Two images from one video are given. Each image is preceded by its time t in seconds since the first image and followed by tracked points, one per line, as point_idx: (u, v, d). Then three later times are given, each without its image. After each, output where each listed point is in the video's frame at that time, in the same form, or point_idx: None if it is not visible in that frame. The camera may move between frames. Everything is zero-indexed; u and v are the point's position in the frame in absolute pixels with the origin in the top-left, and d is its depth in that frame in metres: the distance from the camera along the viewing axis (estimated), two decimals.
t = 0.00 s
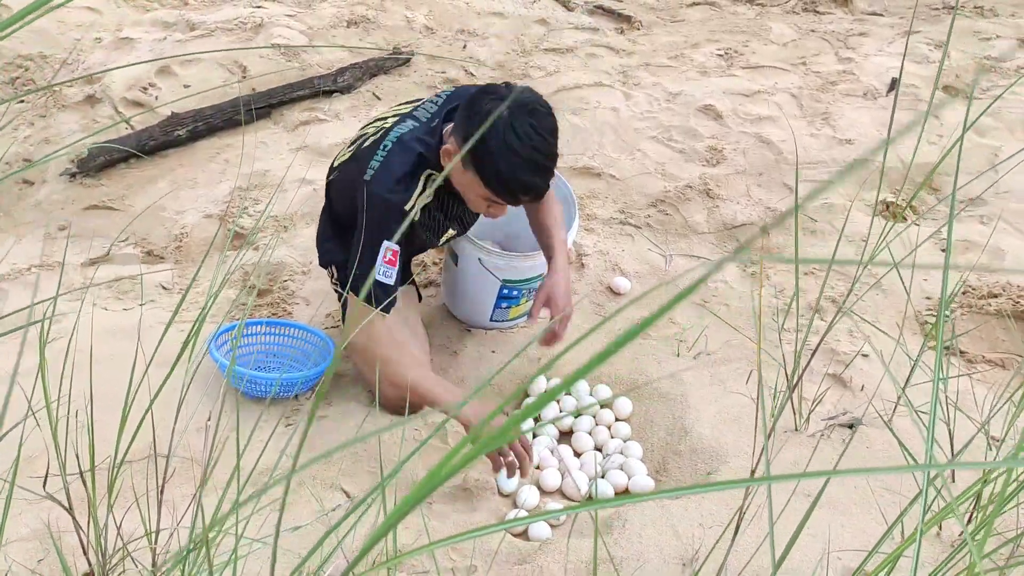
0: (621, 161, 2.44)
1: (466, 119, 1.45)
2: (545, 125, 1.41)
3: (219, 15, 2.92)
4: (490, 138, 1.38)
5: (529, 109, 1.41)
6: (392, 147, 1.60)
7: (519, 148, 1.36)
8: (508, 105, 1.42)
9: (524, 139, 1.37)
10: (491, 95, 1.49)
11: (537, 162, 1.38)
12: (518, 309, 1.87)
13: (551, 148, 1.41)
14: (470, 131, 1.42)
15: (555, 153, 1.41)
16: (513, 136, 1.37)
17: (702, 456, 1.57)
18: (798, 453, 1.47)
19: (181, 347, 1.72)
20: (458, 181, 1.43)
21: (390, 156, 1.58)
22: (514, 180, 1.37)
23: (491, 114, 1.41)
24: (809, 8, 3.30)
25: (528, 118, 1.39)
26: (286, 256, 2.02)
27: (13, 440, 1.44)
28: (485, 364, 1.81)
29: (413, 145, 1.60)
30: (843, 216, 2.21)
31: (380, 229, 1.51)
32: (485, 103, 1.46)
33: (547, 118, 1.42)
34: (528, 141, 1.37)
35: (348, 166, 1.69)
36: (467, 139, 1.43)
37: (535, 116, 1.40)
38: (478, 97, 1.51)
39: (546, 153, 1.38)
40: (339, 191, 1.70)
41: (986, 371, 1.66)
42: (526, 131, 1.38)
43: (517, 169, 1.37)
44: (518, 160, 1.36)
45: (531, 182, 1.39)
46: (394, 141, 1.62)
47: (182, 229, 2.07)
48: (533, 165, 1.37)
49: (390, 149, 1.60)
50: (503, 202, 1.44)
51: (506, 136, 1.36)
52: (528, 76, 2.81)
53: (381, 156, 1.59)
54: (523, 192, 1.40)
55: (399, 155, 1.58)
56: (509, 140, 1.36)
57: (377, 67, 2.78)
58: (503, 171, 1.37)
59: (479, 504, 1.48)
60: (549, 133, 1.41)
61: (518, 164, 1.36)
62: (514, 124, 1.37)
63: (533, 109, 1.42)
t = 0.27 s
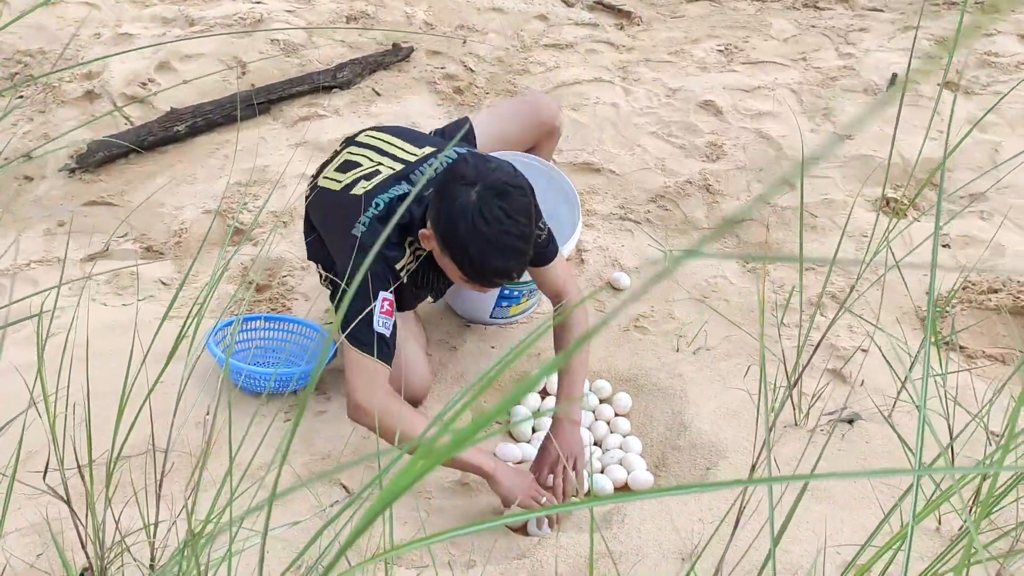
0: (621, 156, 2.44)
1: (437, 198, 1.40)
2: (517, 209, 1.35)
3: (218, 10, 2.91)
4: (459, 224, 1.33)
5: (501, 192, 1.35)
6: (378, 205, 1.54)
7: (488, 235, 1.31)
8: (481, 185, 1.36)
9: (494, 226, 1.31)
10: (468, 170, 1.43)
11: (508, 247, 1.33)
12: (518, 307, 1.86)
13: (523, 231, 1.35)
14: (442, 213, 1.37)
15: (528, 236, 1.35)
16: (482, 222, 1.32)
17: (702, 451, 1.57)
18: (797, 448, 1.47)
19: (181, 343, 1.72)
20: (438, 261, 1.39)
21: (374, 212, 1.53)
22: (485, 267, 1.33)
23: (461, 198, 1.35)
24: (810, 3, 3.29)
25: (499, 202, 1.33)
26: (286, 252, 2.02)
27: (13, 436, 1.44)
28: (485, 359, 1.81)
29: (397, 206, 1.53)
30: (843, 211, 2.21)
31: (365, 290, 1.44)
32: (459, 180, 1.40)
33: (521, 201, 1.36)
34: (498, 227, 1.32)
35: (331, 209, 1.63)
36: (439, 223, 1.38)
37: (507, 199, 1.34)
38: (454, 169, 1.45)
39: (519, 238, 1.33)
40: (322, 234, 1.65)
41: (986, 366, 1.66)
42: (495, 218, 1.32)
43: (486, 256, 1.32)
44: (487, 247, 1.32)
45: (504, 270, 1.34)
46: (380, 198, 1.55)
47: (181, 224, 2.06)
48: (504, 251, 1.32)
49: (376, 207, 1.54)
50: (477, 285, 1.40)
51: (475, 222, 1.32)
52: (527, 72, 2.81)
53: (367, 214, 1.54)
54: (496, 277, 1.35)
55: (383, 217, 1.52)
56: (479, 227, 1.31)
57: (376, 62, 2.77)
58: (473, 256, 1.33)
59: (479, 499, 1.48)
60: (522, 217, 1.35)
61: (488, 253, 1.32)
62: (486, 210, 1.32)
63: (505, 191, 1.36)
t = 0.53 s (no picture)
0: (620, 147, 2.43)
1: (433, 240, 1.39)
2: (514, 255, 1.35)
3: None
4: (456, 271, 1.33)
5: (497, 237, 1.35)
6: (373, 230, 1.52)
7: (484, 281, 1.32)
8: (477, 229, 1.36)
9: (491, 273, 1.32)
10: (464, 210, 1.42)
11: (505, 291, 1.34)
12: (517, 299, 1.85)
13: (519, 275, 1.36)
14: (438, 257, 1.37)
15: (525, 279, 1.36)
16: (478, 268, 1.32)
17: (701, 441, 1.57)
18: (795, 438, 1.48)
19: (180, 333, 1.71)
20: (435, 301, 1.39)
21: (369, 238, 1.52)
22: (482, 310, 1.34)
23: (457, 244, 1.35)
24: None
25: (495, 248, 1.33)
26: (285, 242, 2.01)
27: (13, 426, 1.44)
28: (484, 350, 1.81)
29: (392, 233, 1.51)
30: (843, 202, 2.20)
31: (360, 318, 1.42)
32: (455, 222, 1.39)
33: (518, 246, 1.36)
34: (495, 274, 1.32)
35: (326, 228, 1.62)
36: (435, 266, 1.38)
37: (503, 246, 1.34)
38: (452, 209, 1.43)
39: (515, 283, 1.34)
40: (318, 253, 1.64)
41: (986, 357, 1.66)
42: (492, 264, 1.32)
43: (484, 301, 1.33)
44: (484, 292, 1.32)
45: (501, 313, 1.36)
46: (375, 222, 1.53)
47: (179, 214, 2.06)
48: (500, 296, 1.33)
49: (371, 232, 1.52)
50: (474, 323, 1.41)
51: (472, 269, 1.32)
52: (527, 62, 2.80)
53: (362, 239, 1.52)
54: (493, 319, 1.37)
55: (378, 244, 1.50)
56: (476, 274, 1.32)
57: (375, 52, 2.76)
58: (470, 300, 1.34)
59: (478, 489, 1.49)
60: (519, 261, 1.36)
61: (485, 298, 1.33)
62: (482, 258, 1.32)
63: (502, 236, 1.36)
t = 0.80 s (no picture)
0: (620, 143, 2.42)
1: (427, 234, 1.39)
2: (509, 248, 1.37)
3: None
4: (452, 265, 1.34)
5: (492, 231, 1.37)
6: (367, 225, 1.52)
7: (481, 275, 1.34)
8: (472, 223, 1.37)
9: (487, 267, 1.34)
10: (458, 204, 1.43)
11: (501, 284, 1.36)
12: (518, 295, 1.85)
13: (514, 268, 1.38)
14: (433, 251, 1.38)
15: (519, 272, 1.38)
16: (474, 262, 1.34)
17: (702, 438, 1.57)
18: (795, 434, 1.48)
19: (179, 330, 1.71)
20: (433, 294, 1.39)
21: (363, 232, 1.52)
22: (479, 303, 1.36)
23: (453, 237, 1.36)
24: None
25: (491, 242, 1.35)
26: (283, 238, 2.01)
27: (11, 423, 1.44)
28: (483, 345, 1.81)
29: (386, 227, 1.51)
30: (843, 198, 2.20)
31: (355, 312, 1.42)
32: (450, 216, 1.40)
33: (513, 239, 1.38)
34: (490, 268, 1.34)
35: (320, 223, 1.62)
36: (430, 261, 1.39)
37: (499, 239, 1.36)
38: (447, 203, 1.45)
39: (510, 276, 1.36)
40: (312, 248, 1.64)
41: (986, 353, 1.66)
42: (488, 258, 1.34)
43: (480, 294, 1.35)
44: (480, 286, 1.34)
45: (496, 305, 1.38)
46: (369, 217, 1.53)
47: (178, 210, 2.05)
48: (496, 289, 1.35)
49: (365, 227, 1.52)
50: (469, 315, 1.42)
51: (469, 263, 1.33)
52: (526, 58, 2.79)
53: (357, 234, 1.52)
54: (488, 311, 1.39)
55: (372, 238, 1.50)
56: (472, 268, 1.33)
57: (373, 47, 2.75)
58: (466, 293, 1.35)
59: (478, 486, 1.49)
60: (513, 254, 1.38)
61: (481, 292, 1.35)
62: (478, 251, 1.34)
63: (497, 230, 1.37)
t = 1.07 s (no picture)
0: (622, 142, 2.42)
1: (429, 221, 1.39)
2: (512, 233, 1.39)
3: None
4: (456, 250, 1.35)
5: (496, 217, 1.38)
6: (367, 215, 1.53)
7: (484, 260, 1.34)
8: (475, 208, 1.39)
9: (491, 252, 1.35)
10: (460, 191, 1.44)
11: (504, 269, 1.37)
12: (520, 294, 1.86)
13: (518, 254, 1.39)
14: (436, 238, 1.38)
15: (522, 257, 1.40)
16: (478, 247, 1.35)
17: (705, 437, 1.57)
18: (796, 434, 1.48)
19: (181, 327, 1.71)
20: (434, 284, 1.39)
21: (363, 221, 1.52)
22: (483, 289, 1.37)
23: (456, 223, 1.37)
24: None
25: (495, 227, 1.36)
26: (285, 236, 2.01)
27: (14, 421, 1.44)
28: (486, 344, 1.81)
29: (386, 216, 1.52)
30: (845, 198, 2.20)
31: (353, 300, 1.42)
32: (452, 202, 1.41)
33: (515, 224, 1.40)
34: (494, 253, 1.35)
35: (319, 214, 1.61)
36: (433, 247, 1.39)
37: (502, 224, 1.38)
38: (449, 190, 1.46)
39: (513, 261, 1.37)
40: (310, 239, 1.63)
41: (988, 353, 1.66)
42: (492, 242, 1.35)
43: (483, 279, 1.36)
44: (484, 271, 1.35)
45: (499, 290, 1.38)
46: (370, 207, 1.54)
47: (179, 208, 2.05)
48: (499, 274, 1.36)
49: (365, 216, 1.52)
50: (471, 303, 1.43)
51: (473, 248, 1.34)
52: (528, 57, 2.79)
53: (357, 224, 1.52)
54: (491, 296, 1.39)
55: (372, 227, 1.51)
56: (476, 253, 1.34)
57: (375, 46, 2.75)
58: (470, 279, 1.36)
59: (480, 484, 1.49)
60: (516, 239, 1.39)
61: (485, 277, 1.35)
62: (481, 235, 1.35)
63: (500, 215, 1.39)
